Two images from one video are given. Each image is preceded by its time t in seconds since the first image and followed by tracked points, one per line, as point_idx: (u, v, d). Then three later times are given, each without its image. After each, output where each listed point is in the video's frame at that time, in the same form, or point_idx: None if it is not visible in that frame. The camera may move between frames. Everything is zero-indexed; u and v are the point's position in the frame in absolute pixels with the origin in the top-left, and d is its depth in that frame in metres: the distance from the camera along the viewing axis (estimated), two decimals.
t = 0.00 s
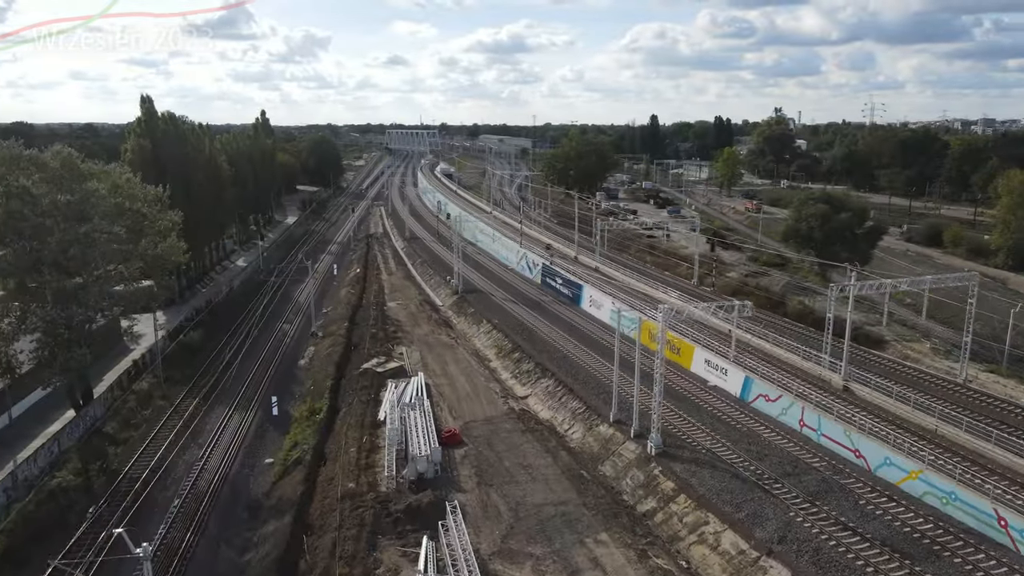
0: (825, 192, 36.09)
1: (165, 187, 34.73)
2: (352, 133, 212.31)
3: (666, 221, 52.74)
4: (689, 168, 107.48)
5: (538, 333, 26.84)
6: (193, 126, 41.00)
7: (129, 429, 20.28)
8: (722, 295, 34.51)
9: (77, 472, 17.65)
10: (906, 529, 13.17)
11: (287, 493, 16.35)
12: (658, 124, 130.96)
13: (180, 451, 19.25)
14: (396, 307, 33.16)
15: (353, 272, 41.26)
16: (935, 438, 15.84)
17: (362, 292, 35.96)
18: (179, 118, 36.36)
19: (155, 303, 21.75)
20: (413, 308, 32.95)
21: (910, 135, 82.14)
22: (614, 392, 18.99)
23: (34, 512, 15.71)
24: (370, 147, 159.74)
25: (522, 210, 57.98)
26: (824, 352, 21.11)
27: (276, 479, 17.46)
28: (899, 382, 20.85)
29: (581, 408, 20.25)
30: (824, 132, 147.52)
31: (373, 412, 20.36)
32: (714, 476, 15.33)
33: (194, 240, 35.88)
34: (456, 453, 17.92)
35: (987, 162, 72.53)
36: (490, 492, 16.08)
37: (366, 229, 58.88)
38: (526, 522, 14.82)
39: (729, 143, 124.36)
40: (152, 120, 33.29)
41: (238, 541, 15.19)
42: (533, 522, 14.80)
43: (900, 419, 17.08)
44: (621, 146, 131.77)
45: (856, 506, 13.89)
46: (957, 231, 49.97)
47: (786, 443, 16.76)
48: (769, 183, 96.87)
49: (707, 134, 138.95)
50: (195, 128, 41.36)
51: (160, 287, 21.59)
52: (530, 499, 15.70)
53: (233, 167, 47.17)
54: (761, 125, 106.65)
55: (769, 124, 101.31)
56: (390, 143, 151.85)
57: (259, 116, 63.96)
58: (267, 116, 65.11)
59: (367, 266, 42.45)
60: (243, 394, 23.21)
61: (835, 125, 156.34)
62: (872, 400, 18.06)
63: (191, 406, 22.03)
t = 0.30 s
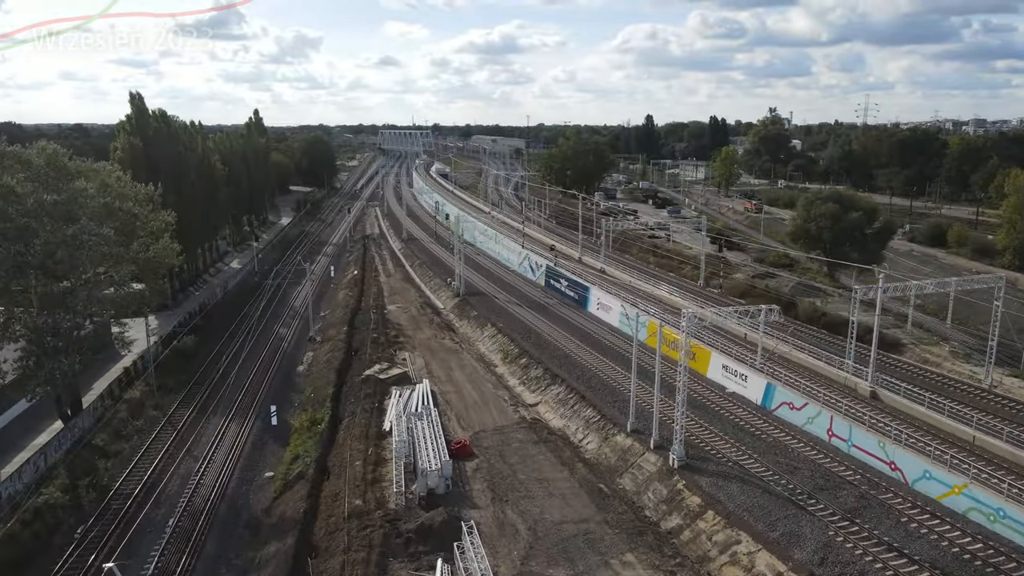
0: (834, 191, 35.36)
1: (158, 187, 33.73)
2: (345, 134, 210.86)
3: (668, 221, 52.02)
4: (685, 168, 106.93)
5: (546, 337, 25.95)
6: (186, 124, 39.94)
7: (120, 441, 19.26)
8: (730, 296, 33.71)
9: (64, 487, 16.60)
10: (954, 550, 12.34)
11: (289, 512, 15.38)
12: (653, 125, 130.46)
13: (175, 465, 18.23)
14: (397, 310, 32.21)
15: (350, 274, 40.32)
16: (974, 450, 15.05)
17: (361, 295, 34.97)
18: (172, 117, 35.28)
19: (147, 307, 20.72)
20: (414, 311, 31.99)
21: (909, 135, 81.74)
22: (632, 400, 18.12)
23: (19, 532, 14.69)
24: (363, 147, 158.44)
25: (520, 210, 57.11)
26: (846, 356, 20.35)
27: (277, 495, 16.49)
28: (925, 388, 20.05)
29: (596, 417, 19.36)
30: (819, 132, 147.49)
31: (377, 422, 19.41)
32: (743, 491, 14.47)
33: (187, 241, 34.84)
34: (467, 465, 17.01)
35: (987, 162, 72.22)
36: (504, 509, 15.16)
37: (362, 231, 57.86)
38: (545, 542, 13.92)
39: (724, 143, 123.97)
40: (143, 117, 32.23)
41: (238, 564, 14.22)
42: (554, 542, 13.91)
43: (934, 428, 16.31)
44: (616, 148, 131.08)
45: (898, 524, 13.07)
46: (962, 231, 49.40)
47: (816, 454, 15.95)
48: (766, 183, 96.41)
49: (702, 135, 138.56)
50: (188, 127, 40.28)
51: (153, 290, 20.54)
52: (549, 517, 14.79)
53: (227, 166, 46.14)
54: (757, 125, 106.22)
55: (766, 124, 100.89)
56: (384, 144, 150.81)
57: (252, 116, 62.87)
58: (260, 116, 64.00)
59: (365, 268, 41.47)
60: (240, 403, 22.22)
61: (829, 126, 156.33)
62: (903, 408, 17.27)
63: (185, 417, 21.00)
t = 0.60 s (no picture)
0: (845, 191, 34.64)
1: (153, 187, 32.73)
2: (341, 134, 209.53)
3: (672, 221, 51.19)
4: (685, 168, 106.29)
5: (555, 341, 25.08)
6: (181, 123, 38.97)
7: (114, 454, 18.30)
8: (740, 298, 32.94)
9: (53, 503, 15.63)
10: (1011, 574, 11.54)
11: (294, 531, 14.48)
12: (651, 125, 129.82)
13: (172, 479, 17.29)
14: (399, 313, 31.29)
15: (351, 276, 39.38)
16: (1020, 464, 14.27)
17: (362, 297, 34.05)
18: (166, 114, 34.27)
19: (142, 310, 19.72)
20: (417, 314, 31.09)
21: (910, 134, 81.24)
22: (653, 409, 17.25)
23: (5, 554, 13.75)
24: (359, 148, 157.09)
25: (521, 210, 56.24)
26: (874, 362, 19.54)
27: (280, 512, 15.57)
28: (955, 396, 19.26)
29: (614, 426, 18.51)
30: (817, 132, 147.20)
31: (384, 433, 18.50)
32: (778, 508, 13.64)
33: (183, 242, 33.85)
34: (482, 480, 16.12)
35: (990, 162, 71.81)
36: (523, 528, 14.28)
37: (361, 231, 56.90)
38: (569, 565, 13.05)
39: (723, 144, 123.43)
40: (137, 115, 31.25)
41: None
42: (579, 565, 13.03)
43: (974, 440, 15.53)
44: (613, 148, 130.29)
45: (947, 545, 12.26)
46: (969, 232, 48.79)
47: (851, 468, 15.13)
48: (767, 183, 95.85)
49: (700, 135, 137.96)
50: (183, 125, 39.33)
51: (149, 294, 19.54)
52: (571, 537, 13.92)
53: (223, 166, 45.12)
54: (756, 125, 105.65)
55: (765, 124, 100.37)
56: (380, 144, 149.70)
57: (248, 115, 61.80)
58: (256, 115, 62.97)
59: (365, 269, 40.54)
60: (239, 412, 21.29)
61: (827, 126, 156.08)
62: (939, 418, 16.49)
63: (182, 428, 20.05)
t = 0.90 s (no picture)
0: (858, 191, 33.92)
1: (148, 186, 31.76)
2: (337, 134, 208.35)
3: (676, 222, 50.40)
4: (684, 168, 105.63)
5: (566, 346, 24.24)
6: (176, 122, 38.05)
7: (106, 468, 17.37)
8: (751, 301, 32.18)
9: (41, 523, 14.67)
10: None
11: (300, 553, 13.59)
12: (650, 125, 129.17)
13: (169, 495, 16.39)
14: (402, 316, 30.40)
15: (351, 278, 38.47)
16: None
17: (364, 300, 33.15)
18: (161, 112, 33.31)
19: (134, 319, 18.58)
20: (420, 318, 30.20)
21: (912, 134, 80.69)
22: (676, 419, 16.41)
23: None
24: (355, 148, 156.09)
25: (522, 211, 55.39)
26: (902, 369, 18.74)
27: (285, 532, 14.66)
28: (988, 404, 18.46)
29: (633, 437, 17.67)
30: (815, 132, 146.84)
31: (393, 445, 17.59)
32: (816, 528, 12.83)
33: (179, 244, 32.92)
34: (497, 497, 15.23)
35: (993, 161, 71.29)
36: (544, 550, 13.40)
37: (359, 232, 55.98)
38: None
39: (721, 144, 122.86)
40: (132, 112, 30.36)
41: None
42: None
43: (1016, 453, 14.75)
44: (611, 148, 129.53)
45: (1003, 569, 11.47)
46: (977, 232, 48.15)
47: (889, 484, 14.34)
48: (767, 183, 95.26)
49: (698, 135, 137.39)
50: (178, 124, 38.38)
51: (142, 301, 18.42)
52: (596, 559, 13.07)
53: (219, 166, 44.16)
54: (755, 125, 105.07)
55: (764, 124, 99.80)
56: (376, 144, 148.70)
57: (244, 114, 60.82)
58: (253, 114, 61.98)
59: (366, 271, 39.63)
60: (239, 423, 20.38)
61: (824, 126, 155.79)
62: (978, 429, 15.70)
63: (179, 440, 19.14)
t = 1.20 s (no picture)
0: (869, 191, 33.18)
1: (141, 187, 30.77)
2: (332, 134, 207.11)
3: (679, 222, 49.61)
4: (683, 168, 104.94)
5: (576, 352, 23.43)
6: (170, 120, 36.99)
7: (95, 485, 16.43)
8: (760, 304, 31.42)
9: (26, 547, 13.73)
10: None
11: None
12: (648, 124, 128.44)
13: (164, 514, 15.49)
14: (404, 320, 29.53)
15: (350, 281, 37.57)
16: None
17: (364, 303, 32.26)
18: (154, 110, 32.32)
19: (126, 327, 17.52)
20: (422, 322, 29.32)
21: (913, 133, 80.13)
22: (698, 432, 15.57)
23: None
24: (350, 148, 154.94)
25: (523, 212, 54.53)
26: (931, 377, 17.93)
27: (287, 555, 13.79)
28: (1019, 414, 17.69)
29: (651, 449, 16.83)
30: (812, 132, 146.45)
31: (399, 459, 16.73)
32: (856, 551, 12.04)
33: (173, 245, 31.92)
34: (512, 515, 14.40)
35: (996, 161, 70.77)
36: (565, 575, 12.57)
37: (357, 233, 55.05)
38: None
39: (720, 143, 122.27)
40: (124, 109, 29.34)
41: None
42: None
43: None
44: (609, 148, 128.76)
45: None
46: (985, 232, 47.49)
47: (927, 501, 13.57)
48: (766, 183, 94.65)
49: (696, 135, 136.78)
50: (173, 122, 37.38)
51: (134, 310, 17.36)
52: None
53: (214, 165, 43.17)
54: (754, 124, 104.47)
55: (763, 124, 99.19)
56: (372, 144, 147.53)
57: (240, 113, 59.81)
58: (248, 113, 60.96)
59: (365, 273, 38.73)
60: (236, 435, 19.47)
61: (822, 126, 155.45)
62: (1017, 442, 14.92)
63: (173, 453, 18.24)
